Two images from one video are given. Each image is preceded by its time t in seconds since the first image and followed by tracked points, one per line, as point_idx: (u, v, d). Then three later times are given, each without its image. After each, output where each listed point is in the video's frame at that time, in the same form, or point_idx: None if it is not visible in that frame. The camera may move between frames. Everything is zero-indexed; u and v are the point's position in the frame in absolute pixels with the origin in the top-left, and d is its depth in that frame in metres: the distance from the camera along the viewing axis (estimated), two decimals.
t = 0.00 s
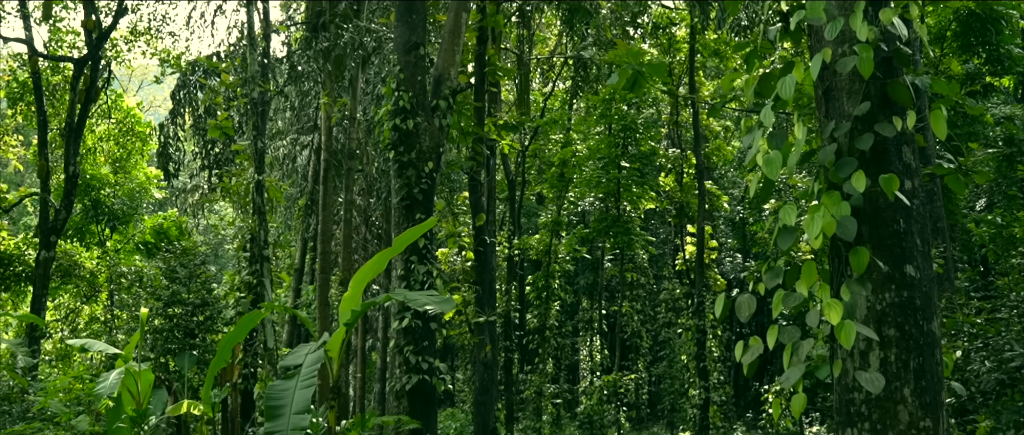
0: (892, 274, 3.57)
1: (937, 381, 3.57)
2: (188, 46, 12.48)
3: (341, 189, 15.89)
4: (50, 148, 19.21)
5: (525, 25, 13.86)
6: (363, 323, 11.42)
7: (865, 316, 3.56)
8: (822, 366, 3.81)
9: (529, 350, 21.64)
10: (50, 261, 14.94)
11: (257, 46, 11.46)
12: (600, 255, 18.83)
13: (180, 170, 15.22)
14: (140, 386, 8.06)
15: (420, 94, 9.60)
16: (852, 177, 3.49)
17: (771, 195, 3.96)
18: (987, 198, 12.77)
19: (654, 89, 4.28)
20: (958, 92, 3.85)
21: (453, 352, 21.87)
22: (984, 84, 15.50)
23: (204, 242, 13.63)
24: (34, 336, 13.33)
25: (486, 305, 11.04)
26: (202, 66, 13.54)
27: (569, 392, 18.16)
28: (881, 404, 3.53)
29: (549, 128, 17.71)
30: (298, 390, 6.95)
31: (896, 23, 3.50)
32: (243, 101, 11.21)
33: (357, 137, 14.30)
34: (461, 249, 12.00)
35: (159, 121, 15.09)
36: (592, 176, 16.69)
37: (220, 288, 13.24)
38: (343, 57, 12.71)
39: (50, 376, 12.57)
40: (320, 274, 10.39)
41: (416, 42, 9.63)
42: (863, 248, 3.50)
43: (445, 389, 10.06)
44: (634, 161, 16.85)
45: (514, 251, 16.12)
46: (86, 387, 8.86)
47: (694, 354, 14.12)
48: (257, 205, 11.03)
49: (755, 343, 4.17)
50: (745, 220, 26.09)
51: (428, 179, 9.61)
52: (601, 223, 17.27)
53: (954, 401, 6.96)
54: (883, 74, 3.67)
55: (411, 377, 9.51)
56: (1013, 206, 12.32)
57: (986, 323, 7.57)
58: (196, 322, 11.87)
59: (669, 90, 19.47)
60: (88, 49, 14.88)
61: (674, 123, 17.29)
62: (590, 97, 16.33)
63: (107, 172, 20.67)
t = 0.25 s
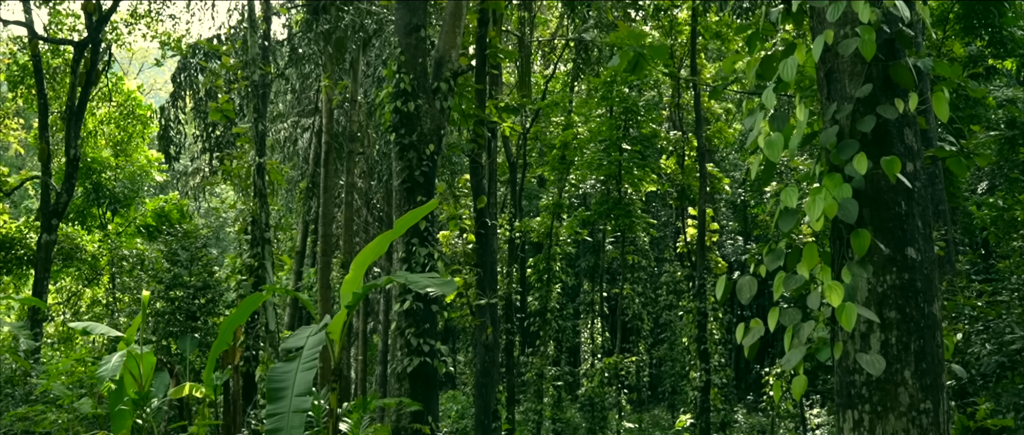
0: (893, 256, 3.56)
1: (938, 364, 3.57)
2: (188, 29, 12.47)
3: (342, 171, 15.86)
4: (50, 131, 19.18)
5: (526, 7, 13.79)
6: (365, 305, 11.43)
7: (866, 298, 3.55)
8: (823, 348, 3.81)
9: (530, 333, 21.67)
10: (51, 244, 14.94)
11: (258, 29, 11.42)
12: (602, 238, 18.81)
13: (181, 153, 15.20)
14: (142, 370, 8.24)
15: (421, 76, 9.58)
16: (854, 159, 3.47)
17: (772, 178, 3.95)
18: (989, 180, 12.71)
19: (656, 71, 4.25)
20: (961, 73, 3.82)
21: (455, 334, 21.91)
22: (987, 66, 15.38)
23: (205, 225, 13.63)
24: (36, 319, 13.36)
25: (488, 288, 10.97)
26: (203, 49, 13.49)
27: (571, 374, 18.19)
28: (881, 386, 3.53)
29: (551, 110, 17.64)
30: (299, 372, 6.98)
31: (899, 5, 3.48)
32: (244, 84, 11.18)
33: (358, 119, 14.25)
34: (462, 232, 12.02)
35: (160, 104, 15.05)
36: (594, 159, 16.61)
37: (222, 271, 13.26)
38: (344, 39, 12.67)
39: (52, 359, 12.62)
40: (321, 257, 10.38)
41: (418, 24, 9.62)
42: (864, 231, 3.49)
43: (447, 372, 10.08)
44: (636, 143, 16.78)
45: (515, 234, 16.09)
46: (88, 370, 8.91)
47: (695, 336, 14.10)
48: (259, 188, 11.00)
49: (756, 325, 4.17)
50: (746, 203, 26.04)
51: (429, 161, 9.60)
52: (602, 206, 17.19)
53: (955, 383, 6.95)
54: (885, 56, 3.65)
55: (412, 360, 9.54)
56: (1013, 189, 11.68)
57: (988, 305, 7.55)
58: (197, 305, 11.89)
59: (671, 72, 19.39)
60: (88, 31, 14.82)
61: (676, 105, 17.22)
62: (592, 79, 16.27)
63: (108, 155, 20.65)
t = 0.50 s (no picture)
0: (895, 239, 3.55)
1: (938, 346, 3.56)
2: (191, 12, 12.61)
3: (344, 154, 15.83)
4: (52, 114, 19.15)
5: None
6: (367, 288, 11.43)
7: (867, 280, 3.55)
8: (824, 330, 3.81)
9: (531, 315, 21.71)
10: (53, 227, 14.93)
11: (258, 11, 11.38)
12: (603, 221, 18.80)
13: (182, 136, 15.17)
14: (145, 351, 8.26)
15: (422, 58, 9.56)
16: (856, 141, 3.46)
17: (774, 160, 3.94)
18: (990, 163, 12.67)
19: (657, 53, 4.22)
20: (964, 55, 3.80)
21: (456, 317, 21.95)
22: (990, 48, 15.24)
23: (206, 208, 13.63)
24: (39, 302, 13.40)
25: (489, 270, 10.89)
26: (204, 31, 13.44)
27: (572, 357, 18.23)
28: (882, 369, 3.52)
29: (552, 93, 17.59)
30: (301, 355, 7.00)
31: None
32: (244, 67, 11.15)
33: (358, 102, 14.20)
34: (463, 214, 12.05)
35: (161, 87, 15.02)
36: (595, 141, 16.54)
37: (223, 254, 13.27)
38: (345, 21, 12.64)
39: (55, 341, 12.67)
40: (323, 240, 10.37)
41: (419, 6, 9.60)
42: (866, 213, 3.48)
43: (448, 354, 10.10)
44: (637, 126, 16.69)
45: (516, 216, 16.08)
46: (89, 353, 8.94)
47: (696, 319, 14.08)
48: (260, 171, 10.96)
49: (758, 308, 4.18)
50: (748, 186, 25.98)
51: (430, 143, 9.58)
52: (603, 188, 17.15)
53: (955, 366, 6.94)
54: (887, 38, 3.63)
55: (413, 342, 9.56)
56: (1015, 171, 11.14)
57: (989, 288, 7.53)
58: (199, 288, 11.90)
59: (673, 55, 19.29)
60: (88, 14, 14.75)
61: (677, 88, 17.16)
62: (593, 61, 16.22)
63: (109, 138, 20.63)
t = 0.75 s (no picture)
0: (896, 221, 3.55)
1: (939, 329, 3.56)
2: None
3: (345, 136, 15.81)
4: (52, 96, 19.12)
5: None
6: (368, 270, 11.41)
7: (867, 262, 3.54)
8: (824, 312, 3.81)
9: (532, 298, 21.73)
10: (54, 210, 14.93)
11: None
12: (604, 203, 18.77)
13: (183, 118, 15.13)
14: (145, 334, 8.32)
15: (423, 40, 9.53)
16: (857, 123, 3.45)
17: (775, 142, 3.92)
18: (992, 145, 12.62)
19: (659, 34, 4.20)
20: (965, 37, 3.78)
21: (457, 299, 21.97)
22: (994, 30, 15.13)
23: (207, 190, 13.61)
24: (40, 284, 13.41)
25: (490, 252, 10.88)
26: (203, 13, 13.38)
27: (573, 338, 18.24)
28: (883, 351, 3.52)
29: (553, 75, 17.52)
30: (302, 337, 7.02)
31: None
32: (245, 49, 11.10)
33: (359, 84, 14.17)
34: (464, 197, 12.07)
35: (161, 70, 14.98)
36: (596, 123, 16.45)
37: (224, 236, 13.27)
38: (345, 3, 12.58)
39: (56, 324, 12.70)
40: (324, 222, 10.35)
41: None
42: (866, 195, 3.47)
43: (449, 336, 10.12)
44: (638, 108, 16.64)
45: (518, 198, 16.06)
46: (91, 336, 8.96)
47: (697, 301, 14.06)
48: (261, 153, 10.93)
49: (758, 289, 4.18)
50: (749, 168, 25.93)
51: (431, 125, 9.57)
52: (605, 171, 17.09)
53: (955, 348, 6.94)
54: (888, 20, 3.61)
55: (415, 324, 9.58)
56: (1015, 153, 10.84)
57: (989, 270, 7.52)
58: (200, 270, 11.90)
59: (674, 37, 19.20)
60: None
61: (679, 70, 17.10)
62: (594, 43, 16.15)
63: (110, 120, 20.62)
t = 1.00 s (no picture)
0: (897, 203, 3.53)
1: (939, 311, 3.56)
2: None
3: (345, 119, 15.77)
4: (53, 79, 19.07)
5: None
6: (370, 252, 11.40)
7: (868, 244, 3.53)
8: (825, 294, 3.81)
9: (533, 280, 21.74)
10: (56, 193, 14.94)
11: None
12: (605, 185, 18.73)
13: (184, 101, 15.09)
14: (148, 317, 8.39)
15: (425, 22, 9.48)
16: (859, 105, 3.43)
17: (776, 124, 3.90)
18: (995, 128, 12.55)
19: (660, 15, 4.16)
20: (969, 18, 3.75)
21: (459, 281, 21.99)
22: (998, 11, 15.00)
23: (208, 172, 13.60)
24: (42, 267, 13.43)
25: (492, 234, 10.98)
26: None
27: (574, 321, 18.26)
28: (884, 333, 3.51)
29: (554, 57, 17.43)
30: (304, 319, 7.04)
31: None
32: (245, 31, 11.05)
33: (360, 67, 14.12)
34: (465, 179, 12.05)
35: (161, 52, 14.92)
36: (597, 105, 16.38)
37: (226, 219, 13.27)
38: None
39: (59, 307, 12.73)
40: (325, 205, 10.34)
41: None
42: (868, 177, 3.46)
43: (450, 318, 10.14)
44: (639, 90, 16.57)
45: (519, 181, 16.03)
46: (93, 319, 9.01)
47: (698, 283, 14.06)
48: (262, 135, 10.91)
49: (759, 272, 4.18)
50: (750, 150, 25.86)
51: (432, 107, 9.54)
52: (606, 153, 17.03)
53: (956, 331, 6.94)
54: (891, 2, 3.58)
55: (416, 306, 9.59)
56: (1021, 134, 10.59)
57: (990, 253, 7.50)
58: (202, 253, 11.91)
59: (676, 18, 19.09)
60: None
61: (680, 52, 17.01)
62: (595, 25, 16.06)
63: (111, 103, 20.57)
